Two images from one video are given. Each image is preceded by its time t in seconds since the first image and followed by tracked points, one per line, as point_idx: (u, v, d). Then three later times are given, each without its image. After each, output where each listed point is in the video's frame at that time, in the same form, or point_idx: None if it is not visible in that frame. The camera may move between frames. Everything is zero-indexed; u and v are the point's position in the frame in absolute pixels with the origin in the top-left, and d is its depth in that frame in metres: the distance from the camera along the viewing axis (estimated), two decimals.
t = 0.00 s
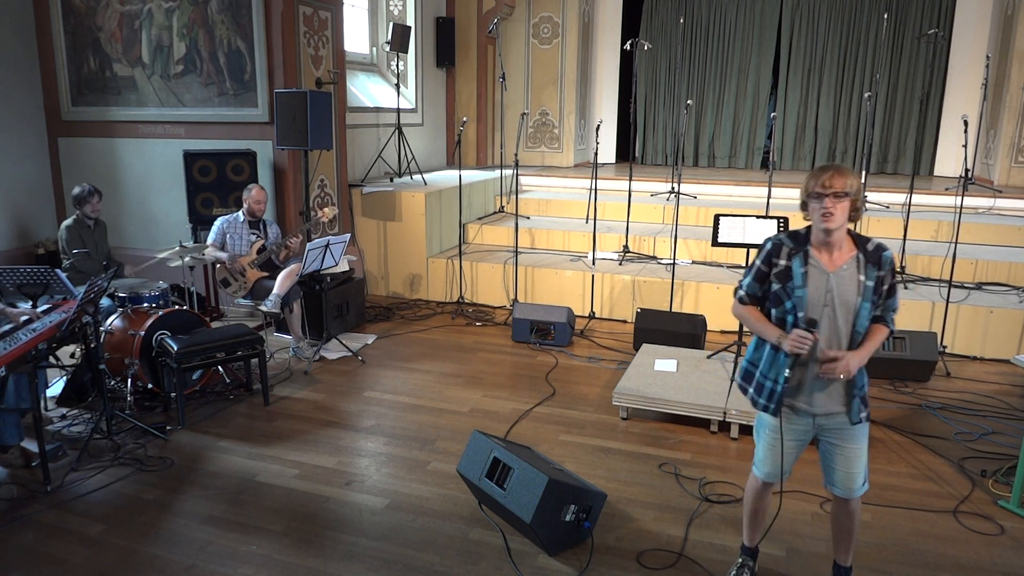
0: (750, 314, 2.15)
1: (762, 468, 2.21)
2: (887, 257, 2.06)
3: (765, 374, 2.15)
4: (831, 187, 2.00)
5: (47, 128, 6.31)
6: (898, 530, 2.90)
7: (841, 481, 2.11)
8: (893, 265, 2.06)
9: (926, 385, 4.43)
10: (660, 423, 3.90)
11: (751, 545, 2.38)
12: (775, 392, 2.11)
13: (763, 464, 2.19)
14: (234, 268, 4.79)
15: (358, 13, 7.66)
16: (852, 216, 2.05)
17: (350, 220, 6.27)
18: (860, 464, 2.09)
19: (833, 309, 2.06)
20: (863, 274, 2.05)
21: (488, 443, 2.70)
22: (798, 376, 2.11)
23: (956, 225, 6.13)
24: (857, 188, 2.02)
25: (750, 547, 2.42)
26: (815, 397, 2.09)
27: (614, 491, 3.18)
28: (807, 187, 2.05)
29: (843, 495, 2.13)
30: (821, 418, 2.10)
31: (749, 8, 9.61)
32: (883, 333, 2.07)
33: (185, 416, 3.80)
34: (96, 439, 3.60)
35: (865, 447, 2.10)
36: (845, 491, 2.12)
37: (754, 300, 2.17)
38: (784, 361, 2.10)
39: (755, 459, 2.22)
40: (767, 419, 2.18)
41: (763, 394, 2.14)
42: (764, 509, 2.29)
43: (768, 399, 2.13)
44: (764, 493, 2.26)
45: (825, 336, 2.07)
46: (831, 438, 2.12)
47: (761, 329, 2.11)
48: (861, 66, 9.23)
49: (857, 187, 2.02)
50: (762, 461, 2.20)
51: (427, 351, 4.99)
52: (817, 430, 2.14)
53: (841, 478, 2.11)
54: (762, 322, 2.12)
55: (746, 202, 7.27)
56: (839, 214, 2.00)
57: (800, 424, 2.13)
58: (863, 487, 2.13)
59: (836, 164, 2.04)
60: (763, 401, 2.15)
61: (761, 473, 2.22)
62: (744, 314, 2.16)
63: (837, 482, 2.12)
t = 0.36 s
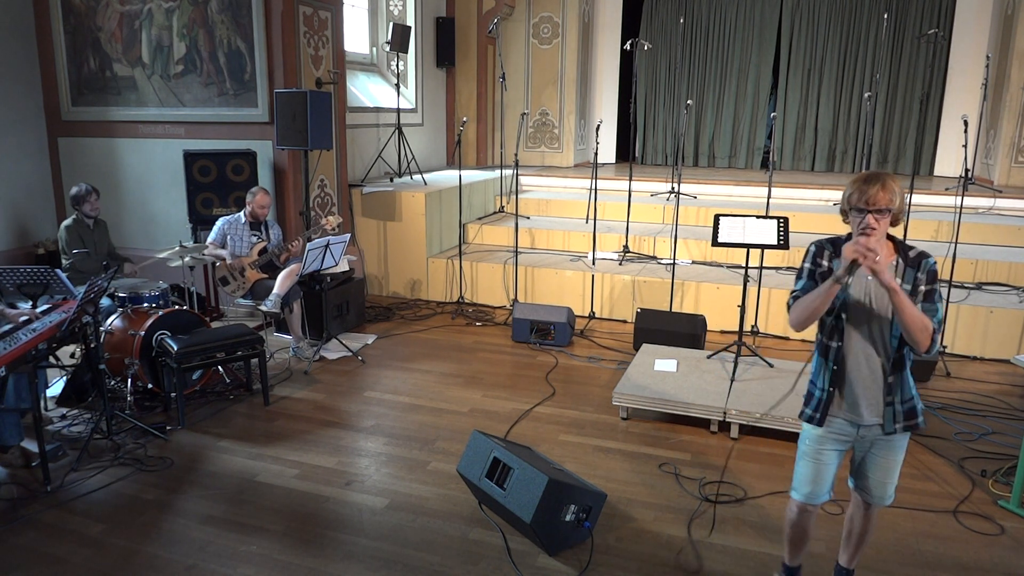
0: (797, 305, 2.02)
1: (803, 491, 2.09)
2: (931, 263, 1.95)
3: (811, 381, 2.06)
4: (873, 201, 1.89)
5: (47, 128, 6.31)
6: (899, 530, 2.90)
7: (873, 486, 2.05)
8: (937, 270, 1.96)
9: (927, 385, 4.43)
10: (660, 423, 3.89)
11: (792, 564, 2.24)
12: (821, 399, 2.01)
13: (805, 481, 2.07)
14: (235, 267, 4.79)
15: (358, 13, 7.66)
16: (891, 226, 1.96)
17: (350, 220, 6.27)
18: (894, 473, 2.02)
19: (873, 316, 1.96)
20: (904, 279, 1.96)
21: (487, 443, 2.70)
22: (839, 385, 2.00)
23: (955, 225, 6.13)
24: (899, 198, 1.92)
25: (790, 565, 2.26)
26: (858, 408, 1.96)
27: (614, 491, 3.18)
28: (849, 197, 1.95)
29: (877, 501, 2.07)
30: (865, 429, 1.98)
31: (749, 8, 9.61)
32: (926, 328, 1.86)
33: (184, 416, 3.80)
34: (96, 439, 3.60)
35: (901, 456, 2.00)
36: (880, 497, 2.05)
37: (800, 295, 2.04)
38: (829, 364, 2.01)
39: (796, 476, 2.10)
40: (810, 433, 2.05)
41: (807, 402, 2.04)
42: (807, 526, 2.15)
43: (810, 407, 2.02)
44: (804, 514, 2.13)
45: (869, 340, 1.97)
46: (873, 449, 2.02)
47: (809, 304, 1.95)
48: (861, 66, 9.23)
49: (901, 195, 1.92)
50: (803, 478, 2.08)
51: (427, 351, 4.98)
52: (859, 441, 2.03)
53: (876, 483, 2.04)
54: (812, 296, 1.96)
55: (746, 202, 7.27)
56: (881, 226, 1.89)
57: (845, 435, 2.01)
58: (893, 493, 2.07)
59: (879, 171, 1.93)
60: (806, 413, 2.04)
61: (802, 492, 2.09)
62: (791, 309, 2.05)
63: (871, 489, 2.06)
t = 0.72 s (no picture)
0: (818, 305, 1.97)
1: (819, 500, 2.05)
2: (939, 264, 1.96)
3: (823, 387, 2.03)
4: (887, 202, 1.88)
5: (46, 128, 6.31)
6: (899, 530, 2.90)
7: (877, 496, 2.04)
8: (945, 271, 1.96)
9: (927, 385, 4.43)
10: (660, 423, 3.89)
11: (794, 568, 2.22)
12: (836, 405, 1.98)
13: (822, 491, 2.04)
14: (234, 267, 4.80)
15: (358, 13, 7.66)
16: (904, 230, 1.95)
17: (350, 220, 6.27)
18: (898, 479, 2.01)
19: (891, 316, 1.94)
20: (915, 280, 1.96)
21: (487, 443, 2.70)
22: (854, 390, 1.96)
23: (956, 225, 6.13)
24: (913, 200, 1.91)
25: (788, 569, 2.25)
26: (874, 414, 1.93)
27: (614, 491, 3.18)
28: (862, 200, 1.93)
29: (887, 511, 2.04)
30: (880, 435, 1.96)
31: (749, 8, 9.61)
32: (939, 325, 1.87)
33: (185, 416, 3.81)
34: (96, 439, 3.60)
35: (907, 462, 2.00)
36: (887, 505, 2.03)
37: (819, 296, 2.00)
38: (843, 369, 1.98)
39: (812, 487, 2.07)
40: (825, 442, 2.02)
41: (822, 409, 2.01)
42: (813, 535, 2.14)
43: (826, 414, 1.99)
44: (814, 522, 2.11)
45: (885, 345, 1.94)
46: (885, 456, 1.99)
47: (835, 299, 1.91)
48: (861, 66, 9.23)
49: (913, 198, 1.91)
50: (820, 489, 2.04)
51: (427, 352, 4.98)
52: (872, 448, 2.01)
53: (881, 490, 2.02)
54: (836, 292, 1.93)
55: (746, 202, 7.27)
56: (898, 226, 1.88)
57: (861, 442, 1.98)
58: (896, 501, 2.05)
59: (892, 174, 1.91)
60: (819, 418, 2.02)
61: (818, 503, 2.06)
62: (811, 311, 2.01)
63: (875, 496, 2.04)
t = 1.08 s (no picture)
0: (817, 318, 1.94)
1: (813, 515, 2.03)
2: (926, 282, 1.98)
3: (818, 405, 2.00)
4: (884, 219, 1.89)
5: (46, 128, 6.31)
6: (899, 530, 2.90)
7: (870, 506, 2.04)
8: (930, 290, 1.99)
9: (926, 385, 4.43)
10: (660, 423, 3.90)
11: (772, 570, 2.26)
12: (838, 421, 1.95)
13: (819, 507, 2.02)
14: (234, 267, 4.80)
15: (358, 13, 7.65)
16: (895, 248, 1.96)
17: (350, 220, 6.26)
18: (886, 489, 2.03)
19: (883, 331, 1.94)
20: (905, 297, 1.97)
21: (487, 443, 2.70)
22: (853, 406, 1.95)
23: (955, 225, 6.13)
24: (906, 219, 1.93)
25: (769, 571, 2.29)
26: (872, 429, 1.94)
27: (614, 491, 3.18)
28: (859, 216, 1.93)
29: (877, 523, 2.06)
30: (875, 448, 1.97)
31: (749, 8, 9.61)
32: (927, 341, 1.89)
33: (185, 416, 3.81)
34: (96, 439, 3.60)
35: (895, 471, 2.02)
36: (877, 517, 2.05)
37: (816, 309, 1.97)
38: (839, 385, 1.96)
39: (806, 503, 2.04)
40: (823, 457, 1.99)
41: (823, 425, 1.97)
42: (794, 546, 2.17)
43: (828, 431, 1.96)
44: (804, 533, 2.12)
45: (877, 362, 1.95)
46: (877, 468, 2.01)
47: (836, 312, 1.89)
48: (861, 66, 9.23)
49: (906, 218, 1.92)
50: (816, 504, 2.02)
51: (427, 352, 4.98)
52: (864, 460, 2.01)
53: (870, 502, 2.04)
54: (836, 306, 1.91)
55: (747, 202, 7.27)
56: (895, 243, 1.89)
57: (858, 456, 1.97)
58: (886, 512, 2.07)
59: (888, 194, 1.93)
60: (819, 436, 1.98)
61: (813, 518, 2.04)
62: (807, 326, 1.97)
63: (867, 507, 2.05)
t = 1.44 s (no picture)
0: (789, 286, 2.00)
1: (781, 479, 2.11)
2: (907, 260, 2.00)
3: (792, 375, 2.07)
4: (867, 191, 1.92)
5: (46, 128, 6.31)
6: (899, 530, 2.90)
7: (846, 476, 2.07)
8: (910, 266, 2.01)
9: (926, 385, 4.43)
10: (660, 423, 3.89)
11: (766, 555, 2.29)
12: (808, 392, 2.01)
13: (786, 471, 2.09)
14: (234, 267, 4.81)
15: (358, 13, 7.65)
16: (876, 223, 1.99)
17: (350, 220, 6.26)
18: (863, 462, 2.05)
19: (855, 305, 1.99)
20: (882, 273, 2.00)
21: (488, 443, 2.70)
22: (823, 379, 2.00)
23: (955, 225, 6.13)
24: (889, 197, 1.97)
25: (763, 557, 2.31)
26: (842, 400, 1.99)
27: (614, 491, 3.18)
28: (843, 189, 1.97)
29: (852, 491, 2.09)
30: (846, 420, 2.02)
31: (749, 8, 9.61)
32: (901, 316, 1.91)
33: (185, 416, 3.80)
34: (96, 439, 3.60)
35: (874, 445, 2.05)
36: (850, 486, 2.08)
37: (789, 277, 2.02)
38: (811, 356, 2.02)
39: (775, 467, 2.12)
40: (796, 427, 2.05)
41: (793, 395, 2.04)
42: (777, 515, 2.21)
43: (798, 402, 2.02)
44: (782, 501, 2.18)
45: (853, 337, 1.99)
46: (850, 440, 2.05)
47: (807, 282, 1.93)
48: (861, 66, 9.23)
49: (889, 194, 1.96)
50: (784, 469, 2.09)
51: (427, 351, 4.98)
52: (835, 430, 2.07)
53: (847, 474, 2.07)
54: (807, 276, 1.95)
55: (747, 202, 7.27)
56: (875, 217, 1.92)
57: (827, 426, 2.03)
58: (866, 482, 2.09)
59: (873, 168, 1.96)
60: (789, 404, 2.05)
61: (780, 482, 2.11)
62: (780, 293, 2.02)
63: (843, 477, 2.08)
